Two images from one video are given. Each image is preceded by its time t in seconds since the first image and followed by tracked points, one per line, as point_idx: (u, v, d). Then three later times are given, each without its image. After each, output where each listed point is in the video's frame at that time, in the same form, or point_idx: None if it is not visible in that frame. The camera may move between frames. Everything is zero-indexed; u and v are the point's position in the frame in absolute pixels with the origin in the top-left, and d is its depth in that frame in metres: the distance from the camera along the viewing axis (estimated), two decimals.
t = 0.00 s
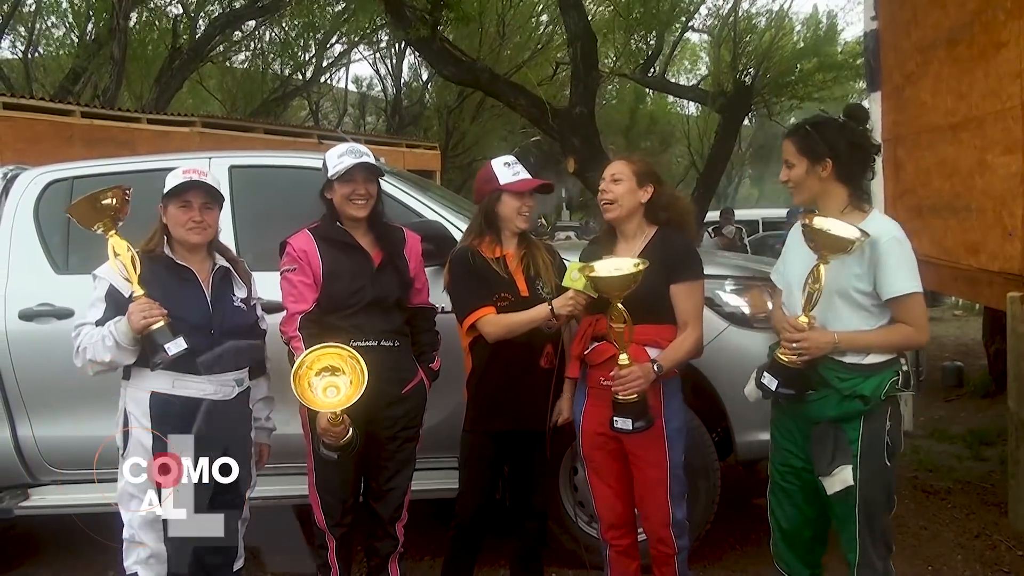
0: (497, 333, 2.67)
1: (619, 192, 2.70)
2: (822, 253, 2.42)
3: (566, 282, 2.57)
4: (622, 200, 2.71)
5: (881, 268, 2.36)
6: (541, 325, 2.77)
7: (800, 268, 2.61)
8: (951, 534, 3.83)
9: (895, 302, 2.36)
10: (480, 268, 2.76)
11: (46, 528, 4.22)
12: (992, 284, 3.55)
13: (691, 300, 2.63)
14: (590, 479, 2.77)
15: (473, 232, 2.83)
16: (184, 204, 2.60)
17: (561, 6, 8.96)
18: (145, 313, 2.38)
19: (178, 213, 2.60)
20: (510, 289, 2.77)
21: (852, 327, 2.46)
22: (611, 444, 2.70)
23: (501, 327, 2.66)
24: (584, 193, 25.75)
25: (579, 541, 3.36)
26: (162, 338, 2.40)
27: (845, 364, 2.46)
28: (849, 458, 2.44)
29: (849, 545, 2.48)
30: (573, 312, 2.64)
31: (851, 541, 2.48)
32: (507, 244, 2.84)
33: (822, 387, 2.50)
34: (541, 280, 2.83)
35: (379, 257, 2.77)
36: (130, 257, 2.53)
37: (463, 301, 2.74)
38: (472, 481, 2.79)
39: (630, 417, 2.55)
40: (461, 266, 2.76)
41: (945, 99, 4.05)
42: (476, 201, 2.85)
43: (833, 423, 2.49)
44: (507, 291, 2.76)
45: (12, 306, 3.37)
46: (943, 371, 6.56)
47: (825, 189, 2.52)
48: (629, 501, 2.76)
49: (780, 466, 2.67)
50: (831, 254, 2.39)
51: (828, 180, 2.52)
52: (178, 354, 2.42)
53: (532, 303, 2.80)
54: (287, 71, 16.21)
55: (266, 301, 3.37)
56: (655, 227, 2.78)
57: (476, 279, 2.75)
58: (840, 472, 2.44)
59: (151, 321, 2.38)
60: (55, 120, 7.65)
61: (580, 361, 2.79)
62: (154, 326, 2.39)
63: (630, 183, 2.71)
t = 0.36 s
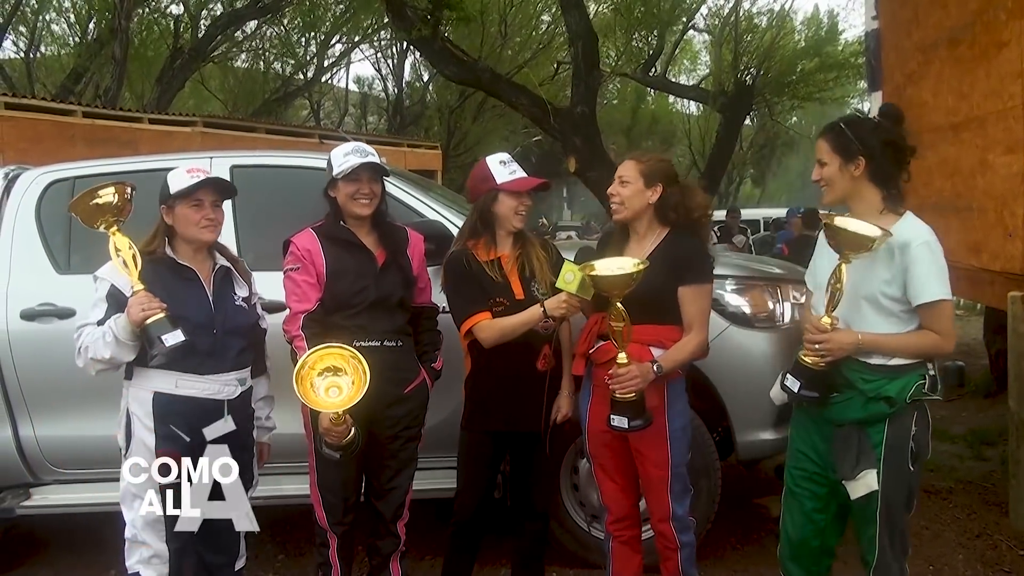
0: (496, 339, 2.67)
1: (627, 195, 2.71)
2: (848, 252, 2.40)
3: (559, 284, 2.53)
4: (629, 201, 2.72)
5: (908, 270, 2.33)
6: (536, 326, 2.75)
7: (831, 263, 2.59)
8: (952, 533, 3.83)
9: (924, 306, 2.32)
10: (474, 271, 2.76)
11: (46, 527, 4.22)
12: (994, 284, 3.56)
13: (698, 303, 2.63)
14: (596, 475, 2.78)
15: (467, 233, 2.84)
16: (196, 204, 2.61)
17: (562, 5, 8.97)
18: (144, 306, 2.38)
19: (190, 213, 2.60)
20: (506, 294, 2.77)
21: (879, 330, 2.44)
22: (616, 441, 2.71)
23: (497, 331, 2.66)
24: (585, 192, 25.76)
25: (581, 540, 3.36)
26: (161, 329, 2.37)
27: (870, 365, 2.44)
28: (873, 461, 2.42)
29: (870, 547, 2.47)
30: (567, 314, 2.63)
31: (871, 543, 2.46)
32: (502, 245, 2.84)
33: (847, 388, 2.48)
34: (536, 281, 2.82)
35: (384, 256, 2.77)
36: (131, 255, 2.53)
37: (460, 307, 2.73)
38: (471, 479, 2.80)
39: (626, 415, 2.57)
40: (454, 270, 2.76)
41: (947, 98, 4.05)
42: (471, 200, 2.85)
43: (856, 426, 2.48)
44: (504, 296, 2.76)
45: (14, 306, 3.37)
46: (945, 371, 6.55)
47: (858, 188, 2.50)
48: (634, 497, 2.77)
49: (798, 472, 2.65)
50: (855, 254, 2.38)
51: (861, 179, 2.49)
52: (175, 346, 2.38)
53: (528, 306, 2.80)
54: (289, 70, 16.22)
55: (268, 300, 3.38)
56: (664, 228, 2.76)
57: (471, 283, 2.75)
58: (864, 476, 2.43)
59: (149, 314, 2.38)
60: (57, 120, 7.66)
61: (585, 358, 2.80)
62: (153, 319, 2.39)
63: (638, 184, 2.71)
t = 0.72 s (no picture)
0: (501, 340, 2.68)
1: (656, 193, 2.67)
2: (884, 252, 2.37)
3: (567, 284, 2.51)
4: (657, 200, 2.68)
5: (943, 272, 2.35)
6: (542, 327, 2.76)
7: (842, 263, 2.57)
8: (957, 531, 3.83)
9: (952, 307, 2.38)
10: (481, 270, 2.76)
11: (51, 526, 4.24)
12: (999, 282, 3.56)
13: (711, 303, 2.64)
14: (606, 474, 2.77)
15: (472, 233, 2.83)
16: (213, 204, 2.61)
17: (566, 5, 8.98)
18: (150, 307, 2.39)
19: (207, 214, 2.60)
20: (511, 294, 2.78)
21: (900, 329, 2.46)
22: (629, 438, 2.73)
23: (503, 332, 2.66)
24: (589, 191, 25.77)
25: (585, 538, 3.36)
26: (168, 329, 2.38)
27: (897, 362, 2.45)
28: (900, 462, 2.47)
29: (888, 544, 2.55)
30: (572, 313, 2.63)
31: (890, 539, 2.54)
32: (507, 245, 2.84)
33: (872, 388, 2.49)
34: (541, 281, 2.84)
35: (389, 255, 2.78)
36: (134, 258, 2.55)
37: (466, 307, 2.72)
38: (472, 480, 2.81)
39: (643, 418, 2.60)
40: (460, 270, 2.75)
41: (951, 96, 4.04)
42: (475, 200, 2.85)
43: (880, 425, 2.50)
44: (510, 297, 2.77)
45: (19, 306, 3.38)
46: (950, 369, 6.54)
47: (873, 188, 2.47)
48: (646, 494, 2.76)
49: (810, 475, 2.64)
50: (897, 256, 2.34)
51: (876, 180, 2.47)
52: (183, 345, 2.39)
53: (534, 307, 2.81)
54: (293, 70, 16.26)
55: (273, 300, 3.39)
56: (678, 225, 2.76)
57: (473, 283, 2.75)
58: (895, 475, 2.47)
59: (155, 315, 2.39)
60: (62, 120, 7.68)
61: (598, 358, 2.82)
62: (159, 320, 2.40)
63: (669, 183, 2.69)
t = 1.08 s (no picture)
0: (497, 340, 2.68)
1: (656, 190, 2.67)
2: (868, 251, 2.39)
3: (565, 281, 2.53)
4: (657, 198, 2.67)
5: (924, 270, 2.39)
6: (541, 326, 2.76)
7: (821, 263, 2.57)
8: (959, 531, 3.82)
9: (932, 304, 2.41)
10: (481, 270, 2.76)
11: (52, 527, 4.24)
12: (999, 282, 3.55)
13: (716, 306, 2.64)
14: (608, 476, 2.76)
15: (471, 232, 2.83)
16: (223, 205, 2.62)
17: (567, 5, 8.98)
18: (157, 312, 2.39)
19: (218, 215, 2.61)
20: (510, 293, 2.78)
21: (884, 328, 2.47)
22: (631, 439, 2.73)
23: (501, 331, 2.66)
24: (590, 192, 25.76)
25: (587, 540, 3.36)
26: (174, 335, 2.39)
27: (883, 362, 2.47)
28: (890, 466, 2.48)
29: (881, 543, 2.55)
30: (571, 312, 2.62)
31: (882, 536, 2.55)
32: (507, 245, 2.84)
33: (858, 387, 2.50)
34: (541, 281, 2.83)
35: (389, 256, 2.78)
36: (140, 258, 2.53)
37: (464, 305, 2.73)
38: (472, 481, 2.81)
39: (650, 422, 2.59)
40: (457, 268, 2.76)
41: (952, 96, 4.03)
42: (474, 199, 2.85)
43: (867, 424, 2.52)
44: (508, 296, 2.77)
45: (19, 306, 3.38)
46: (951, 369, 6.52)
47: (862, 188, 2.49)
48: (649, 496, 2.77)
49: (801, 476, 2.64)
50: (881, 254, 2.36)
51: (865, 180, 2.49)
52: (190, 351, 2.40)
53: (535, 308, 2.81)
54: (294, 70, 16.27)
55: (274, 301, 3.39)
56: (684, 226, 2.76)
57: (473, 281, 2.75)
58: (882, 474, 2.50)
59: (163, 319, 2.39)
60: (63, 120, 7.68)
61: (602, 358, 2.80)
62: (166, 323, 2.40)
63: (666, 181, 2.68)
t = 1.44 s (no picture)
0: (497, 338, 2.68)
1: (677, 190, 2.67)
2: (851, 238, 2.44)
3: (565, 281, 2.53)
4: (677, 198, 2.67)
5: (896, 263, 2.48)
6: (540, 324, 2.78)
7: (795, 254, 2.59)
8: (960, 531, 3.82)
9: (900, 300, 2.50)
10: (482, 269, 2.76)
11: (53, 525, 4.25)
12: (1000, 281, 3.56)
13: (718, 307, 2.64)
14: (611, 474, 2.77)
15: (470, 231, 2.83)
16: (230, 204, 2.62)
17: (569, 4, 8.97)
18: (166, 311, 2.39)
19: (225, 214, 2.61)
20: (510, 292, 2.77)
21: (861, 321, 2.51)
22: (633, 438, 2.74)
23: (501, 330, 2.66)
24: (592, 191, 25.74)
25: (590, 539, 3.36)
26: (184, 334, 2.39)
27: (863, 355, 2.50)
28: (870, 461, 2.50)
29: (862, 542, 2.59)
30: (568, 311, 2.62)
31: (862, 536, 2.59)
32: (506, 244, 2.84)
33: (835, 381, 2.52)
34: (541, 280, 2.83)
35: (390, 254, 2.78)
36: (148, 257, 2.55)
37: (466, 303, 2.73)
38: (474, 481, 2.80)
39: (648, 420, 2.60)
40: (456, 267, 2.76)
41: (954, 95, 4.03)
42: (473, 198, 2.85)
43: (845, 417, 2.55)
44: (508, 296, 2.77)
45: (20, 304, 3.39)
46: (952, 368, 6.52)
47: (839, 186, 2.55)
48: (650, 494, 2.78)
49: (778, 471, 2.62)
50: (864, 241, 2.41)
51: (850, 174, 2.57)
52: (200, 349, 2.41)
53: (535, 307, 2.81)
54: (295, 69, 16.27)
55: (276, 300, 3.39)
56: (692, 226, 2.77)
57: (474, 281, 2.75)
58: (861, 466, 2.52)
59: (173, 318, 2.40)
60: (64, 119, 7.68)
61: (605, 356, 2.82)
62: (176, 323, 2.41)
63: (688, 183, 2.69)
